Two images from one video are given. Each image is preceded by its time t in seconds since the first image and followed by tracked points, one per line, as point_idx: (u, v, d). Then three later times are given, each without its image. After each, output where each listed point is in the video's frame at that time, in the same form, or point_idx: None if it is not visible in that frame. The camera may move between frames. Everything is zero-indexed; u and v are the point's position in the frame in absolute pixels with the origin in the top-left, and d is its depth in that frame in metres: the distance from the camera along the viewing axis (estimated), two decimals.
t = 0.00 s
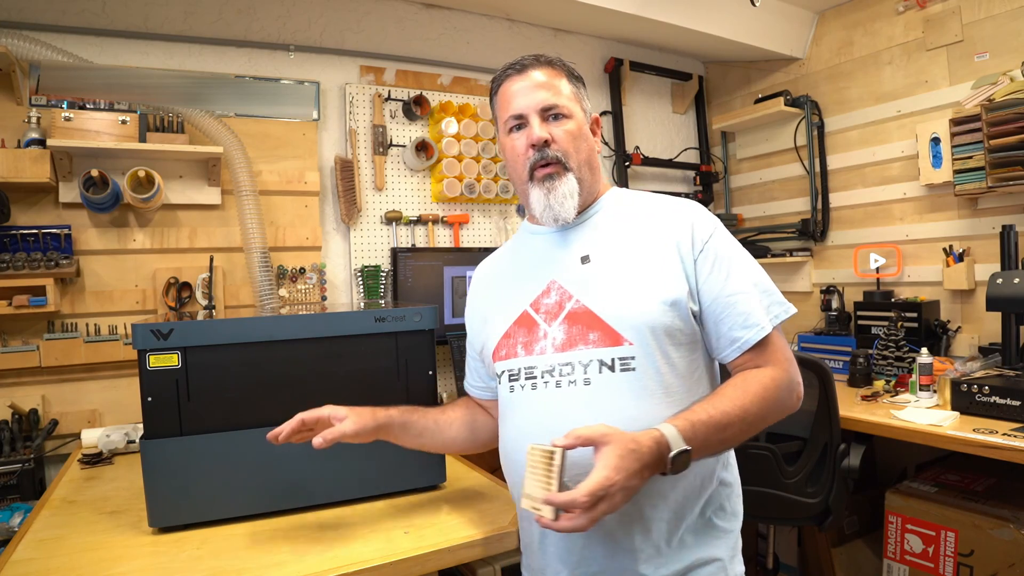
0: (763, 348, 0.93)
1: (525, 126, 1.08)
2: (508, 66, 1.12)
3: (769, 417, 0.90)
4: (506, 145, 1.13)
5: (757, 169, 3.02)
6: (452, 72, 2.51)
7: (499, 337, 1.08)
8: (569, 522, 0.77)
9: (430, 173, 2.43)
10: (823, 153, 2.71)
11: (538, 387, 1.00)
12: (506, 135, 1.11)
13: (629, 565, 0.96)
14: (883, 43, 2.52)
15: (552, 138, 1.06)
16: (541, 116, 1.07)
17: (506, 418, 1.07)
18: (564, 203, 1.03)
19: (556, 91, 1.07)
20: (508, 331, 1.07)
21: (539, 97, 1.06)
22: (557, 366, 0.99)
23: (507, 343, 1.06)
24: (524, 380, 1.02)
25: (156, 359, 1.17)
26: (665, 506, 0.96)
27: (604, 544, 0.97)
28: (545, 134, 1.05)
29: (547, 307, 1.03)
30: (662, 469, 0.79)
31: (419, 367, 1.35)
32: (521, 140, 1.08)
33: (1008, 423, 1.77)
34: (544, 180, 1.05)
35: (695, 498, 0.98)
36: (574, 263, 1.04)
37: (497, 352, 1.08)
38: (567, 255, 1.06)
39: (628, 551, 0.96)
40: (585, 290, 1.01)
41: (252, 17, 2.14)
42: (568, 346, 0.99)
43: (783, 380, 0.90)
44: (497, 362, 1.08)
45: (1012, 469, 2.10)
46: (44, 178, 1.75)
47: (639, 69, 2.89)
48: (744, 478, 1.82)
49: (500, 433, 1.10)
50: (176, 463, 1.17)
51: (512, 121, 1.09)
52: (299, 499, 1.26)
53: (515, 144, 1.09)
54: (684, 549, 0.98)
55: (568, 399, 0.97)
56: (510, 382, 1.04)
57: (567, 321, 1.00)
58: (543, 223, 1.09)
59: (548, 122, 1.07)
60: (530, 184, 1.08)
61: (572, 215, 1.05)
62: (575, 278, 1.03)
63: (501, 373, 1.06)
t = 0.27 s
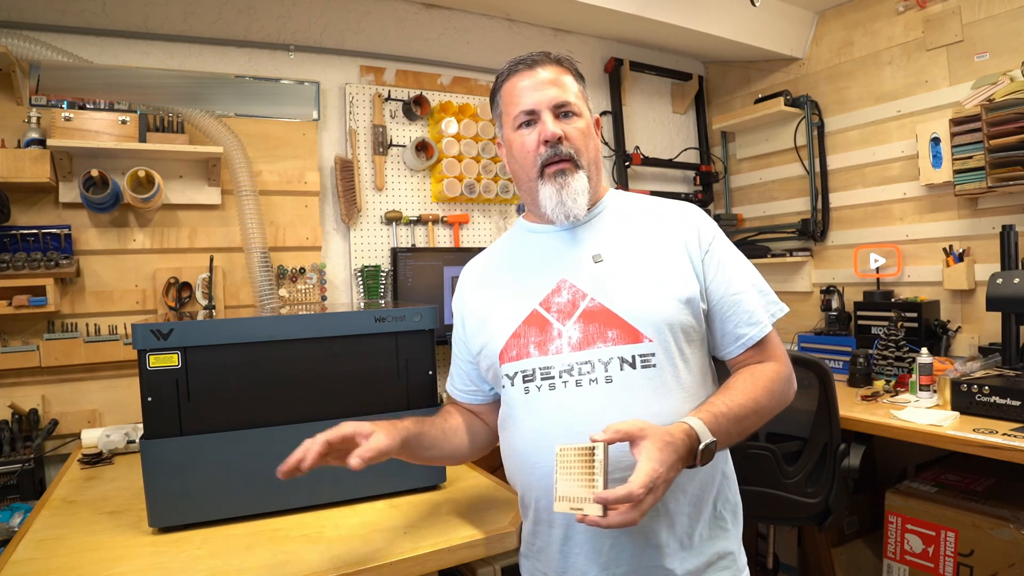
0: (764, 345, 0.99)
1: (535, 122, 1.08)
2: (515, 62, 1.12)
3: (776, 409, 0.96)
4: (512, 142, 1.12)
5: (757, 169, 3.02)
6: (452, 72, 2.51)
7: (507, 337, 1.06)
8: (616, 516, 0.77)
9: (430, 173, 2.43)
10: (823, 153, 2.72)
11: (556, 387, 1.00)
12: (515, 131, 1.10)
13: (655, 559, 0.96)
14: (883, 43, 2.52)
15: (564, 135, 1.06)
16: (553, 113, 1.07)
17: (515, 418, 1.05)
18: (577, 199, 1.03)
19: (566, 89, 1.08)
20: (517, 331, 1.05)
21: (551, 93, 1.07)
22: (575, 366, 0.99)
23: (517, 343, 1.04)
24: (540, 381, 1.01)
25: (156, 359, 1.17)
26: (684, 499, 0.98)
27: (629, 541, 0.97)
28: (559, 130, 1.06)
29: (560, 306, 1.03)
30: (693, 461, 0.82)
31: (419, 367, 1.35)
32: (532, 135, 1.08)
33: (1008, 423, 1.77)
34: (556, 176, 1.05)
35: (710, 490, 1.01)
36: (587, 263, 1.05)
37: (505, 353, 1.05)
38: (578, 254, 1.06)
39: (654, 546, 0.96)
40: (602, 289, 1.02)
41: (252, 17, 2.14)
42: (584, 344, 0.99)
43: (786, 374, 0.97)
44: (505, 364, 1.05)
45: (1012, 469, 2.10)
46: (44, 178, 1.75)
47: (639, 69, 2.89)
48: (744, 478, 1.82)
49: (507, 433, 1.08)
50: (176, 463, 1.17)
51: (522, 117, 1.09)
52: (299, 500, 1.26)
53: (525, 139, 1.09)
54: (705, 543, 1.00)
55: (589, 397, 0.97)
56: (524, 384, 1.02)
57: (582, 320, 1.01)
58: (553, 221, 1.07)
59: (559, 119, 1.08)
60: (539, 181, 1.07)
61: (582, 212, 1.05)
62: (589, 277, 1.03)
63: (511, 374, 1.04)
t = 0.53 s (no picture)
0: (763, 347, 1.01)
1: (538, 122, 1.09)
2: (520, 61, 1.12)
3: (776, 409, 0.98)
4: (515, 141, 1.12)
5: (757, 169, 3.02)
6: (452, 72, 2.51)
7: (506, 336, 1.05)
8: (623, 514, 0.80)
9: (430, 173, 2.43)
10: (823, 153, 2.72)
11: (557, 387, 1.00)
12: (518, 130, 1.11)
13: (656, 557, 0.96)
14: (883, 43, 2.52)
15: (567, 134, 1.06)
16: (557, 112, 1.08)
17: (515, 418, 1.04)
18: (579, 200, 1.03)
19: (570, 88, 1.08)
20: (517, 331, 1.04)
21: (555, 92, 1.07)
22: (576, 366, 0.99)
23: (517, 342, 1.03)
24: (541, 380, 1.01)
25: (156, 359, 1.17)
26: (687, 494, 0.99)
27: (630, 538, 0.97)
28: (563, 129, 1.06)
29: (561, 306, 1.02)
30: (695, 461, 0.85)
31: (419, 367, 1.35)
32: (536, 134, 1.08)
33: (1008, 423, 1.77)
34: (558, 176, 1.05)
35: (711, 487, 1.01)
36: (589, 263, 1.04)
37: (505, 352, 1.05)
38: (579, 254, 1.06)
39: (656, 544, 0.96)
40: (604, 289, 1.02)
41: (252, 17, 2.14)
42: (586, 344, 0.99)
43: (784, 376, 0.99)
44: (505, 363, 1.04)
45: (1012, 469, 2.10)
46: (44, 178, 1.75)
47: (639, 69, 2.89)
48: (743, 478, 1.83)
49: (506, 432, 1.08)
50: (176, 463, 1.17)
51: (526, 116, 1.09)
52: (299, 499, 1.26)
53: (528, 139, 1.09)
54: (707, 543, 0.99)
55: (590, 397, 0.97)
56: (525, 384, 1.02)
57: (583, 320, 1.00)
58: (555, 221, 1.07)
59: (563, 118, 1.08)
60: (542, 180, 1.07)
61: (584, 213, 1.05)
62: (591, 277, 1.03)
63: (511, 373, 1.04)
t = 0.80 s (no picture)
0: (768, 349, 1.02)
1: (544, 123, 1.09)
2: (527, 63, 1.13)
3: (780, 410, 0.98)
4: (522, 141, 1.13)
5: (757, 169, 3.02)
6: (452, 72, 2.51)
7: (514, 335, 1.05)
8: (628, 509, 0.81)
9: (430, 173, 2.43)
10: (823, 153, 2.72)
11: (564, 386, 1.00)
12: (525, 131, 1.11)
13: (661, 555, 0.97)
14: (883, 43, 2.52)
15: (572, 135, 1.06)
16: (563, 112, 1.08)
17: (520, 416, 1.05)
18: (583, 200, 1.03)
19: (575, 89, 1.09)
20: (524, 329, 1.04)
21: (560, 93, 1.08)
22: (584, 365, 0.99)
23: (525, 341, 1.04)
24: (548, 379, 1.01)
25: (156, 359, 1.17)
26: (691, 494, 0.99)
27: (636, 536, 0.97)
28: (568, 130, 1.06)
29: (569, 305, 1.03)
30: (700, 459, 0.85)
31: (419, 367, 1.35)
32: (542, 134, 1.08)
33: (1009, 423, 1.77)
34: (563, 176, 1.05)
35: (716, 488, 1.01)
36: (595, 263, 1.05)
37: (512, 351, 1.05)
38: (586, 254, 1.06)
39: (659, 542, 0.97)
40: (610, 290, 1.02)
41: (253, 17, 2.14)
42: (593, 344, 0.99)
43: (788, 377, 0.99)
44: (512, 362, 1.05)
45: (1012, 469, 2.10)
46: (44, 178, 1.75)
47: (639, 69, 2.89)
48: (743, 478, 1.83)
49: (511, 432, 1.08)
50: (176, 463, 1.17)
51: (532, 117, 1.09)
52: (299, 500, 1.26)
53: (534, 139, 1.09)
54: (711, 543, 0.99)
55: (597, 396, 0.98)
56: (531, 382, 1.02)
57: (591, 320, 1.01)
58: (560, 221, 1.07)
59: (569, 119, 1.08)
60: (546, 181, 1.07)
61: (589, 213, 1.05)
62: (597, 277, 1.03)
63: (518, 372, 1.04)
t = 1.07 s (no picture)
0: (773, 354, 1.11)
1: (565, 126, 1.11)
2: (549, 66, 1.15)
3: (787, 409, 1.07)
4: (541, 144, 1.15)
5: (757, 169, 3.02)
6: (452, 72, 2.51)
7: (536, 331, 1.06)
8: (644, 501, 0.87)
9: (430, 173, 2.43)
10: (823, 153, 2.72)
11: (591, 381, 1.02)
12: (545, 133, 1.13)
13: (679, 547, 1.00)
14: (883, 43, 2.52)
15: (593, 140, 1.09)
16: (584, 117, 1.10)
17: (540, 411, 1.06)
18: (603, 204, 1.06)
19: (596, 93, 1.11)
20: (548, 325, 1.06)
21: (582, 98, 1.10)
22: (610, 362, 1.01)
23: (549, 337, 1.05)
24: (574, 375, 1.02)
25: (156, 359, 1.17)
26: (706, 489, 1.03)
27: (658, 529, 0.99)
28: (589, 135, 1.09)
29: (593, 303, 1.05)
30: (723, 455, 0.92)
31: (419, 367, 1.35)
32: (562, 139, 1.11)
33: (1009, 423, 1.77)
34: (583, 180, 1.08)
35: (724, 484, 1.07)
36: (620, 263, 1.08)
37: (535, 347, 1.06)
38: (609, 253, 1.09)
39: (679, 535, 1.00)
40: (636, 289, 1.05)
41: (253, 17, 2.14)
42: (619, 341, 1.02)
43: (793, 379, 1.08)
44: (535, 357, 1.06)
45: (1012, 469, 2.10)
46: (44, 178, 1.75)
47: (639, 69, 2.89)
48: (743, 478, 1.83)
49: (528, 428, 1.09)
50: (176, 463, 1.17)
51: (553, 121, 1.12)
52: (299, 499, 1.26)
53: (555, 143, 1.12)
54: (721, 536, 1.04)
55: (624, 392, 1.00)
56: (556, 378, 1.03)
57: (616, 317, 1.03)
58: (580, 222, 1.10)
59: (589, 124, 1.11)
60: (567, 184, 1.10)
61: (609, 215, 1.08)
62: (622, 276, 1.06)
63: (541, 368, 1.05)
